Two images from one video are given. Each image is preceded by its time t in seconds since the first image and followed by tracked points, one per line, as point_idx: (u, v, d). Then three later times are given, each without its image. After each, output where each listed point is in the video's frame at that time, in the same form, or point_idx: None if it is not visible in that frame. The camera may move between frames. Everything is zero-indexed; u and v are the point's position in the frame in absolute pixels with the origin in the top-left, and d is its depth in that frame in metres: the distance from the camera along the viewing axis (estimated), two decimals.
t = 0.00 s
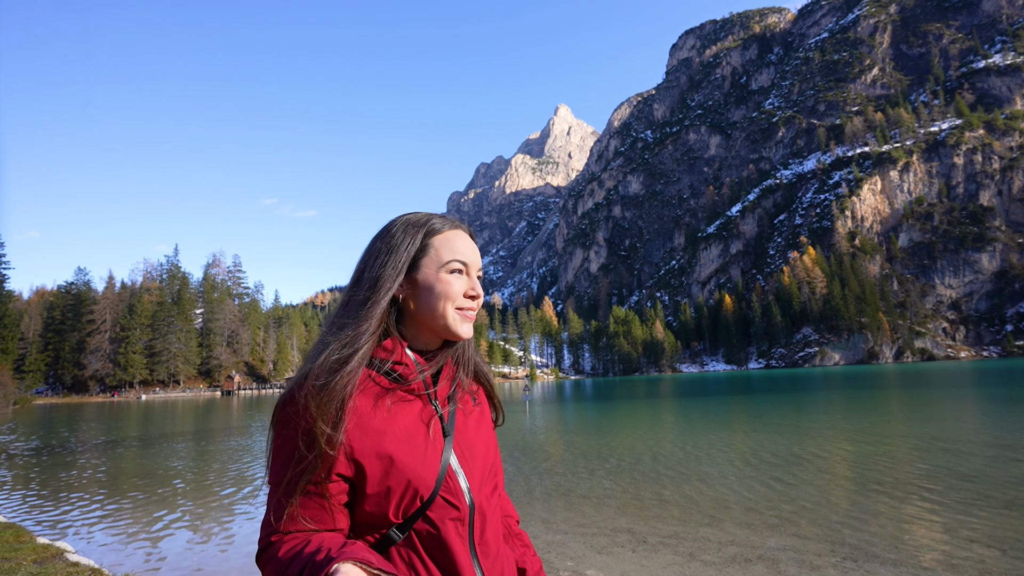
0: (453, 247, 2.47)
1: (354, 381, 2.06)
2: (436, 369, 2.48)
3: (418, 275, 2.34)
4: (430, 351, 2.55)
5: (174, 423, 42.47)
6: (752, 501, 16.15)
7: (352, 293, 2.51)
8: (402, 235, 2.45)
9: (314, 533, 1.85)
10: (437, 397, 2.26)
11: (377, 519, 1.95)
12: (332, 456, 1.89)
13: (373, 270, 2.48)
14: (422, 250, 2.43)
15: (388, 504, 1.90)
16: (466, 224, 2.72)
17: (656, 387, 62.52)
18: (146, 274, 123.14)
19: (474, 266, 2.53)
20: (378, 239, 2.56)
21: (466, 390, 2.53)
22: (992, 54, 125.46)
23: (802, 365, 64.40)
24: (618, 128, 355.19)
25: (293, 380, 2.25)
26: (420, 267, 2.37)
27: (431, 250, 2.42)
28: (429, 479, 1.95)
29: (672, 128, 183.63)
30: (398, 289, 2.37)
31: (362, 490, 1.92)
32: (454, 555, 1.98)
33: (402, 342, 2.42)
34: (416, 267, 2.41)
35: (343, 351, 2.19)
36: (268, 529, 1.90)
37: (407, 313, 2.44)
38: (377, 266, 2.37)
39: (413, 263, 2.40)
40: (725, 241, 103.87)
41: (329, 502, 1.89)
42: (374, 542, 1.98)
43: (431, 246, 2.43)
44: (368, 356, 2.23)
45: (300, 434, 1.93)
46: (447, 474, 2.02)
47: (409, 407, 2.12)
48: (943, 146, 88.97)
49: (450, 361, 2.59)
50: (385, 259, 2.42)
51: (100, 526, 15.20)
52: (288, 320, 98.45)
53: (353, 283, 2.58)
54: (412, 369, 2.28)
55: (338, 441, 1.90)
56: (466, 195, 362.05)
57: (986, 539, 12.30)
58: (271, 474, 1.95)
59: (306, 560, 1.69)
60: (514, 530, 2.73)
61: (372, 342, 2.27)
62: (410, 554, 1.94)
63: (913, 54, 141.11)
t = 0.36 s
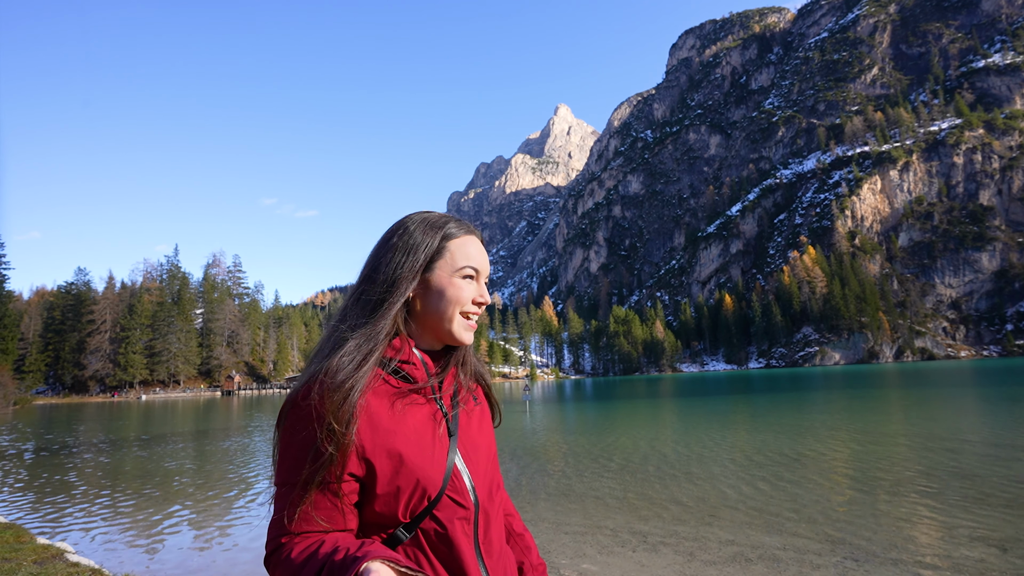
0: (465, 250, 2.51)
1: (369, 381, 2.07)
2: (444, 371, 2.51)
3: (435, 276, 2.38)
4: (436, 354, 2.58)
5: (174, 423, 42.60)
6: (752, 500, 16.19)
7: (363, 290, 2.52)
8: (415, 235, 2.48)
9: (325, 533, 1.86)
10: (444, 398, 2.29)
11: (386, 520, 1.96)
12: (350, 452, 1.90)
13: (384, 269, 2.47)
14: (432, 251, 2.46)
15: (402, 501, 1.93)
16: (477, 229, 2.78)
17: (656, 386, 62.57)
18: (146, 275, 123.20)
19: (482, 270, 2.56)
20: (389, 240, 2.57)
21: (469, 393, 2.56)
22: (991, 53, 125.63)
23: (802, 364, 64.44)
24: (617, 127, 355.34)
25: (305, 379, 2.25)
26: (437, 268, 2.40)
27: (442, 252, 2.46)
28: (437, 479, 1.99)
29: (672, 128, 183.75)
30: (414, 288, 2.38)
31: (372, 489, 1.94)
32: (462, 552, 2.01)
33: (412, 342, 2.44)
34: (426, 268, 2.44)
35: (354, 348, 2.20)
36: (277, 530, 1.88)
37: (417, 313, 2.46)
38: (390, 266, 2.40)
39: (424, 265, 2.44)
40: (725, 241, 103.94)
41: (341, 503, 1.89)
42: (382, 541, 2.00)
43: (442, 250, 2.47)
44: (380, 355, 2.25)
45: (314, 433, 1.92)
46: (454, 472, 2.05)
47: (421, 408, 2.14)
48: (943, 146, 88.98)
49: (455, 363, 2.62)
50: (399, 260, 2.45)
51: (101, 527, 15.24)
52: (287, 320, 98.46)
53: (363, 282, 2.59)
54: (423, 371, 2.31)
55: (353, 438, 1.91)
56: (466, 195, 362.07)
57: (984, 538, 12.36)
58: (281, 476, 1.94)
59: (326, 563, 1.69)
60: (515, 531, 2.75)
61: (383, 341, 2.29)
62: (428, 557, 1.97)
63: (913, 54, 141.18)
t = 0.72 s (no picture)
0: (473, 251, 2.53)
1: (377, 379, 2.07)
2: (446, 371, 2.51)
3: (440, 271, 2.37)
4: (441, 351, 2.59)
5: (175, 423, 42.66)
6: (753, 500, 16.17)
7: (369, 290, 2.52)
8: (420, 234, 2.48)
9: (331, 530, 1.84)
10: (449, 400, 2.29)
11: (390, 520, 1.96)
12: (357, 449, 1.89)
13: (388, 268, 2.47)
14: (434, 250, 2.45)
15: (407, 499, 1.92)
16: (481, 228, 2.80)
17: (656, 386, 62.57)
18: (147, 275, 123.28)
19: (485, 266, 2.56)
20: (395, 240, 2.56)
21: (472, 392, 2.56)
22: (991, 53, 125.64)
23: (803, 364, 64.40)
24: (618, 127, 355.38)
25: (311, 379, 2.25)
26: (442, 264, 2.40)
27: (451, 252, 2.47)
28: (442, 479, 1.98)
29: (672, 128, 183.66)
30: (421, 286, 2.38)
31: (377, 490, 1.93)
32: (467, 552, 2.01)
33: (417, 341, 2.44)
34: (430, 265, 2.44)
35: (361, 348, 2.20)
36: (283, 529, 1.86)
37: (422, 311, 2.46)
38: (397, 265, 2.39)
39: (433, 264, 2.43)
40: (725, 241, 103.93)
41: (348, 501, 1.88)
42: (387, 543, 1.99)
43: (445, 248, 2.47)
44: (387, 354, 2.25)
45: (320, 430, 1.89)
46: (458, 473, 2.05)
47: (423, 409, 2.15)
48: (943, 145, 88.92)
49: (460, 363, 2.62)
50: (403, 260, 2.46)
51: (101, 527, 15.28)
52: (288, 320, 98.45)
53: (369, 281, 2.59)
54: (427, 374, 2.30)
55: (361, 438, 1.90)
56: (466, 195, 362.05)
57: (986, 537, 12.34)
58: (286, 475, 1.92)
59: (335, 562, 1.67)
60: (517, 533, 2.76)
61: (391, 339, 2.29)
62: (435, 560, 1.96)
63: (913, 54, 141.19)
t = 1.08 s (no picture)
0: (474, 245, 2.54)
1: (382, 380, 2.08)
2: (449, 367, 2.52)
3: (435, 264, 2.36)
4: (446, 349, 2.60)
5: (175, 424, 42.68)
6: (753, 501, 16.17)
7: (369, 294, 2.53)
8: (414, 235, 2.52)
9: (343, 529, 1.82)
10: (453, 399, 2.30)
11: (400, 521, 1.95)
12: (365, 446, 1.87)
13: (388, 271, 2.49)
14: (429, 244, 2.47)
15: (418, 495, 1.92)
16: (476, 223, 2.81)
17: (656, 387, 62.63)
18: (148, 276, 123.51)
19: (480, 255, 2.54)
20: (393, 244, 2.57)
21: (472, 392, 2.58)
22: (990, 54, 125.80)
23: (803, 365, 64.36)
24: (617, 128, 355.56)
25: (314, 380, 2.24)
26: (438, 258, 2.40)
27: (453, 251, 2.48)
28: (452, 477, 1.99)
29: (671, 129, 183.74)
30: (429, 285, 2.38)
31: (389, 490, 1.93)
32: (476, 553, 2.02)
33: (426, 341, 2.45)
34: (425, 261, 2.44)
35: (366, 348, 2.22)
36: (291, 532, 1.84)
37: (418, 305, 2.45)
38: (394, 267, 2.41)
39: (437, 262, 2.43)
40: (725, 242, 103.91)
41: (359, 502, 1.88)
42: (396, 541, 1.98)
43: (440, 243, 2.47)
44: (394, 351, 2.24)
45: (329, 427, 1.88)
46: (464, 475, 2.06)
47: (427, 405, 2.16)
48: (942, 146, 89.00)
49: (460, 364, 2.64)
50: (401, 261, 2.48)
51: (101, 527, 15.38)
52: (288, 321, 98.42)
53: (369, 282, 2.60)
54: (431, 370, 2.30)
55: (375, 438, 1.91)
56: (465, 195, 362.09)
57: (986, 539, 12.34)
58: (295, 475, 1.90)
59: (353, 560, 1.66)
60: (518, 537, 2.76)
61: (393, 336, 2.28)
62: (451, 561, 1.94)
63: (912, 55, 141.35)
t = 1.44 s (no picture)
0: (469, 246, 2.55)
1: (370, 375, 2.13)
2: (446, 368, 2.55)
3: (423, 267, 2.37)
4: (442, 349, 2.63)
5: (175, 425, 42.77)
6: (753, 501, 16.22)
7: (359, 298, 2.57)
8: (404, 240, 2.56)
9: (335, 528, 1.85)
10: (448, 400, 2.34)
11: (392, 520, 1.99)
12: (355, 443, 1.92)
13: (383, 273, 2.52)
14: (417, 247, 2.52)
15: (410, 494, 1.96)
16: (473, 222, 2.84)
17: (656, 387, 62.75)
18: (148, 277, 123.63)
19: (473, 256, 2.53)
20: (386, 248, 2.62)
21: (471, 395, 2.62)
22: (990, 54, 125.90)
23: (803, 365, 64.39)
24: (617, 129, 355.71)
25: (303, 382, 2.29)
26: (428, 260, 2.41)
27: (450, 251, 2.51)
28: (446, 478, 2.04)
29: (671, 129, 183.82)
30: (425, 287, 2.40)
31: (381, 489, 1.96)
32: (469, 553, 2.07)
33: (419, 342, 2.48)
34: (411, 264, 2.49)
35: (350, 350, 2.25)
36: (282, 528, 1.88)
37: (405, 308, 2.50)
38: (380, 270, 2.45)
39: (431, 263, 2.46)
40: (725, 242, 103.95)
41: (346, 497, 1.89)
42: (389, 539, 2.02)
43: (428, 243, 2.49)
44: (389, 352, 2.27)
45: (316, 423, 1.94)
46: (460, 473, 2.10)
47: (420, 407, 2.19)
48: (942, 146, 89.07)
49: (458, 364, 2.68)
50: (395, 265, 2.54)
51: (103, 527, 15.51)
52: (288, 321, 98.50)
53: (363, 288, 2.64)
54: (426, 367, 2.36)
55: (364, 438, 1.94)
56: (465, 196, 362.07)
57: (985, 539, 12.36)
58: (284, 473, 1.93)
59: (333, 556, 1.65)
60: (522, 539, 2.83)
61: (382, 338, 2.34)
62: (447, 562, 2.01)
63: (912, 55, 141.44)
